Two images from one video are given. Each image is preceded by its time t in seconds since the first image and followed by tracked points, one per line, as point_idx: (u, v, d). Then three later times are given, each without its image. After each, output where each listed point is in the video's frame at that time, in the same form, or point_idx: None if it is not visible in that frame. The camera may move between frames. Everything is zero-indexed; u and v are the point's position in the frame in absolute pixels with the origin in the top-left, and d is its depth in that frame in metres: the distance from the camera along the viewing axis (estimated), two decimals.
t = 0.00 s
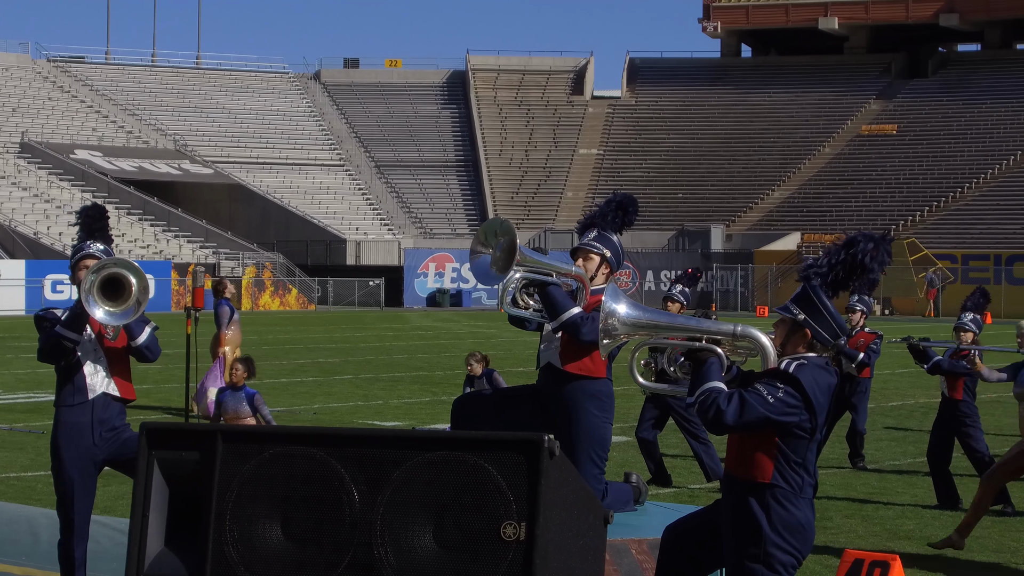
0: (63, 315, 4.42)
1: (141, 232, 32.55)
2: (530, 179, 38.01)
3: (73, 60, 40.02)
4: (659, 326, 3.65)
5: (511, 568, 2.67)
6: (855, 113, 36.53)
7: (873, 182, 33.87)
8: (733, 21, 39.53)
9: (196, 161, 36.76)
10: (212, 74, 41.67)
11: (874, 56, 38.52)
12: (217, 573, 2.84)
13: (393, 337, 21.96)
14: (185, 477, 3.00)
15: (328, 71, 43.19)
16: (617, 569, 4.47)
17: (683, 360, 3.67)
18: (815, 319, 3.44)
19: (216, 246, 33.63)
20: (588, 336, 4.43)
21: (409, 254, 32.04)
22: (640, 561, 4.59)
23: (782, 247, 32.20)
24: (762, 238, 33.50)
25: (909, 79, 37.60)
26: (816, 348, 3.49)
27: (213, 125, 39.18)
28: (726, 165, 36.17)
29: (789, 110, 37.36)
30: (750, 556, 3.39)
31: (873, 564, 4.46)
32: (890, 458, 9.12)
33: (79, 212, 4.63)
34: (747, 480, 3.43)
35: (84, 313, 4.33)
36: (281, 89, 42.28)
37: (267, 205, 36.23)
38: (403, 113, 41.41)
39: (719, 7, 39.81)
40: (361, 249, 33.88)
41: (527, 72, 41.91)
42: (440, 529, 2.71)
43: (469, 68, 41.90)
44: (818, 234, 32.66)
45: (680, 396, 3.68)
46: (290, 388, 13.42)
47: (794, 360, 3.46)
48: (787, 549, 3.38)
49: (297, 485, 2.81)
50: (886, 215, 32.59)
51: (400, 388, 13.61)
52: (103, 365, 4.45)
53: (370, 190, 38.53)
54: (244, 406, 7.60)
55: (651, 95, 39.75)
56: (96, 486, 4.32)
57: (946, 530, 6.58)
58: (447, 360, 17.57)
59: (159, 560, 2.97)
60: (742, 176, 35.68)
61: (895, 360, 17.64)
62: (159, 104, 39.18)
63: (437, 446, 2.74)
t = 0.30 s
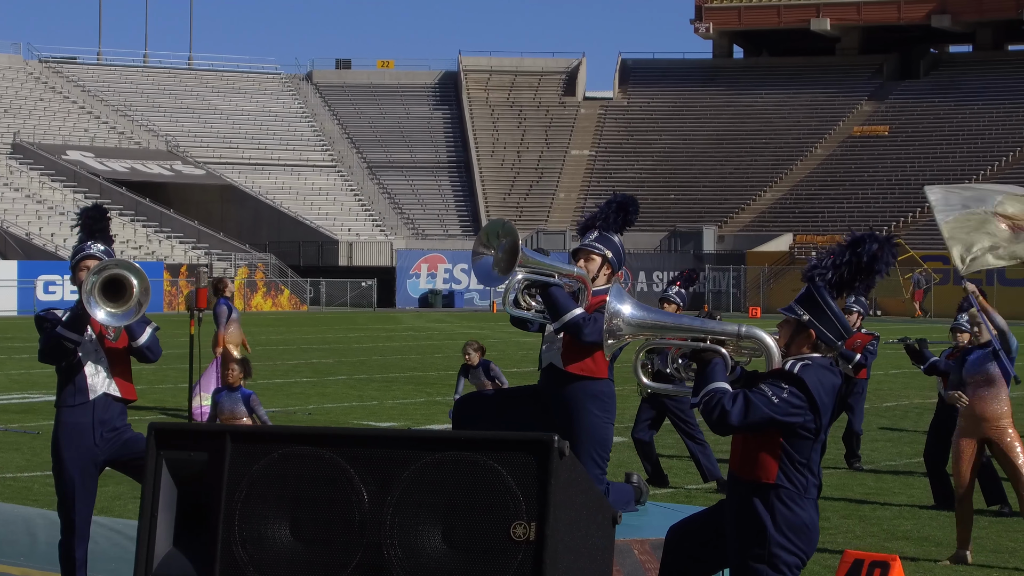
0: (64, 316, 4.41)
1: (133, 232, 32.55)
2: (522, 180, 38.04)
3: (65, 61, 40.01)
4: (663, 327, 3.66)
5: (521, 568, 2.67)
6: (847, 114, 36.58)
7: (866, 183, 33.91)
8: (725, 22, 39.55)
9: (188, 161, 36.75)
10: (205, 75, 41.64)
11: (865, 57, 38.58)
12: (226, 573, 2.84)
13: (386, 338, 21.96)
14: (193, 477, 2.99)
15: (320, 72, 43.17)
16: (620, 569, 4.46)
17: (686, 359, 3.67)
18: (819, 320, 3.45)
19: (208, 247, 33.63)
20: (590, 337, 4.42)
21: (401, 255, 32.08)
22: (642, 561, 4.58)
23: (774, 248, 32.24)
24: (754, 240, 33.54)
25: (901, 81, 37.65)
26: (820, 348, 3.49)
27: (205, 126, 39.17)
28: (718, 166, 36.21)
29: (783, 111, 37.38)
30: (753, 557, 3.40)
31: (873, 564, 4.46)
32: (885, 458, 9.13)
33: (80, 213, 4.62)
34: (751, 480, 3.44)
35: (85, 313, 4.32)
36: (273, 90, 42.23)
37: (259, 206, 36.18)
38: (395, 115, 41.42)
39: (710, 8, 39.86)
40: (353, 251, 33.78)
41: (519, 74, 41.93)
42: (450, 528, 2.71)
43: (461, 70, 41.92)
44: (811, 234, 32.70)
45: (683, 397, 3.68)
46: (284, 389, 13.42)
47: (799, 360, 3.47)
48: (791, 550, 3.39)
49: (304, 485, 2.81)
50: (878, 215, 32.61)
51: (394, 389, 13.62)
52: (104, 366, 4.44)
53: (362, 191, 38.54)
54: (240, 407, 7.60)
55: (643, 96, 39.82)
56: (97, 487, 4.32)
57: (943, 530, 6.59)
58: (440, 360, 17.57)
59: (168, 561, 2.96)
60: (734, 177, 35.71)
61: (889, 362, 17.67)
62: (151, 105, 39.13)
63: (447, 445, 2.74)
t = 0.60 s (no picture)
0: (63, 314, 4.39)
1: (126, 233, 32.58)
2: (514, 179, 38.08)
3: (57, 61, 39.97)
4: (667, 324, 3.65)
5: (530, 566, 2.67)
6: (839, 114, 36.60)
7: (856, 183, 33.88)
8: (716, 22, 39.57)
9: (181, 161, 36.72)
10: (197, 75, 41.58)
11: (857, 57, 38.62)
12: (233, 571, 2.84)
13: (379, 338, 21.94)
14: (201, 475, 2.98)
15: (312, 72, 43.15)
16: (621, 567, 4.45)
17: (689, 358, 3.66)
18: (822, 318, 3.45)
19: (201, 247, 33.64)
20: (590, 335, 4.42)
21: (393, 254, 32.11)
22: (644, 559, 4.56)
23: (766, 248, 32.26)
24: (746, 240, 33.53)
25: (892, 80, 37.68)
26: (824, 347, 3.50)
27: (197, 126, 39.14)
28: (710, 165, 36.23)
29: (775, 111, 37.39)
30: (757, 555, 3.40)
31: (873, 564, 4.44)
32: (881, 458, 9.13)
33: (78, 212, 4.60)
34: (755, 479, 3.43)
35: (85, 312, 4.29)
36: (265, 90, 42.19)
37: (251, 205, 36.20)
38: (387, 114, 41.41)
39: (702, 8, 39.88)
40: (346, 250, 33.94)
41: (510, 73, 41.93)
42: (458, 527, 2.71)
43: (453, 69, 41.92)
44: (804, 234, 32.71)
45: (686, 395, 3.68)
46: (277, 388, 13.41)
47: (803, 358, 3.47)
48: (795, 548, 3.38)
49: (312, 483, 2.80)
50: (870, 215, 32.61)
51: (387, 388, 13.62)
52: (104, 364, 4.42)
53: (354, 190, 38.55)
54: (236, 406, 7.61)
55: (635, 96, 39.86)
56: (97, 486, 4.30)
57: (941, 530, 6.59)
58: (434, 360, 17.56)
59: (175, 558, 2.95)
60: (727, 177, 35.73)
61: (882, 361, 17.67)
62: (143, 105, 39.06)
63: (455, 444, 2.74)
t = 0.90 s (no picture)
0: (60, 311, 4.35)
1: (116, 231, 32.54)
2: (505, 178, 38.08)
3: (48, 59, 39.87)
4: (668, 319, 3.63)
5: (538, 564, 2.66)
6: (830, 112, 36.58)
7: (847, 182, 33.87)
8: (707, 21, 39.61)
9: (172, 160, 36.68)
10: (188, 74, 41.50)
11: (847, 56, 38.64)
12: (239, 568, 2.82)
13: (371, 336, 21.94)
14: (205, 472, 2.97)
15: (303, 71, 43.11)
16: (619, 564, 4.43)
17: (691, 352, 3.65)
18: (824, 315, 3.45)
19: (191, 246, 33.61)
20: (592, 331, 4.41)
21: (385, 253, 32.09)
22: (644, 556, 4.54)
23: (757, 247, 32.28)
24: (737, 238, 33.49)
25: (883, 79, 37.69)
26: (826, 344, 3.49)
27: (188, 124, 39.08)
28: (701, 164, 36.23)
29: (766, 109, 37.42)
30: (759, 553, 3.40)
31: (871, 561, 4.37)
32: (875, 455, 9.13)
33: (76, 208, 4.57)
34: (757, 476, 3.43)
35: (83, 307, 4.26)
36: (257, 89, 42.13)
37: (242, 204, 36.21)
38: (378, 113, 41.37)
39: (693, 7, 39.92)
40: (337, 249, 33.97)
41: (501, 72, 41.91)
42: (465, 525, 2.71)
43: (444, 68, 41.89)
44: (795, 233, 32.72)
45: (688, 389, 3.67)
46: (271, 387, 13.40)
47: (805, 356, 3.47)
48: (797, 545, 3.39)
49: (318, 480, 2.80)
50: (861, 214, 32.56)
51: (381, 386, 13.61)
52: (102, 361, 4.41)
53: (345, 189, 38.53)
54: (230, 403, 7.64)
55: (626, 94, 39.88)
56: (96, 482, 4.29)
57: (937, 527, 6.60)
58: (427, 359, 17.54)
59: (181, 555, 2.94)
60: (718, 176, 35.73)
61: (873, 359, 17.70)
62: (134, 104, 38.97)
63: (460, 441, 2.73)
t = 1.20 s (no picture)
0: (59, 306, 4.34)
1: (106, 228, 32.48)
2: (495, 176, 38.09)
3: (38, 56, 39.72)
4: (669, 315, 3.62)
5: (544, 558, 2.66)
6: (821, 110, 36.56)
7: (838, 179, 33.86)
8: (698, 19, 39.65)
9: (162, 157, 36.61)
10: (178, 70, 41.40)
11: (838, 53, 38.66)
12: (242, 565, 2.81)
13: (362, 333, 21.93)
14: (208, 468, 2.95)
15: (293, 68, 43.01)
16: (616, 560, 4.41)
17: (692, 347, 3.64)
18: (826, 310, 3.45)
19: (182, 242, 33.59)
20: (592, 326, 4.40)
21: (376, 250, 32.04)
22: (644, 553, 4.52)
23: (748, 244, 32.31)
24: (728, 235, 33.51)
25: (874, 77, 37.73)
26: (826, 339, 3.49)
27: (178, 121, 39.00)
28: (692, 161, 36.25)
29: (757, 106, 37.46)
30: (759, 549, 3.39)
31: (868, 558, 4.22)
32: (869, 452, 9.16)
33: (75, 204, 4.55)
34: (757, 471, 3.43)
35: (82, 302, 4.24)
36: (247, 86, 42.04)
37: (232, 201, 36.20)
38: (368, 110, 41.32)
39: (684, 4, 39.96)
40: (327, 246, 33.82)
41: (492, 69, 41.87)
42: (471, 519, 2.70)
43: (435, 65, 41.85)
44: (786, 230, 32.77)
45: (688, 385, 3.67)
46: (263, 384, 13.39)
47: (805, 351, 3.47)
48: (797, 540, 3.39)
49: (323, 475, 2.79)
50: (852, 211, 32.56)
51: (374, 383, 13.61)
52: (100, 357, 4.39)
53: (336, 186, 38.50)
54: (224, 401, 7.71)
55: (616, 92, 39.88)
56: (94, 477, 4.28)
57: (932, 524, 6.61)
58: (419, 356, 17.55)
59: (184, 551, 2.93)
60: (708, 173, 35.75)
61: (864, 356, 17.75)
62: (124, 100, 38.89)
63: (465, 435, 2.73)
